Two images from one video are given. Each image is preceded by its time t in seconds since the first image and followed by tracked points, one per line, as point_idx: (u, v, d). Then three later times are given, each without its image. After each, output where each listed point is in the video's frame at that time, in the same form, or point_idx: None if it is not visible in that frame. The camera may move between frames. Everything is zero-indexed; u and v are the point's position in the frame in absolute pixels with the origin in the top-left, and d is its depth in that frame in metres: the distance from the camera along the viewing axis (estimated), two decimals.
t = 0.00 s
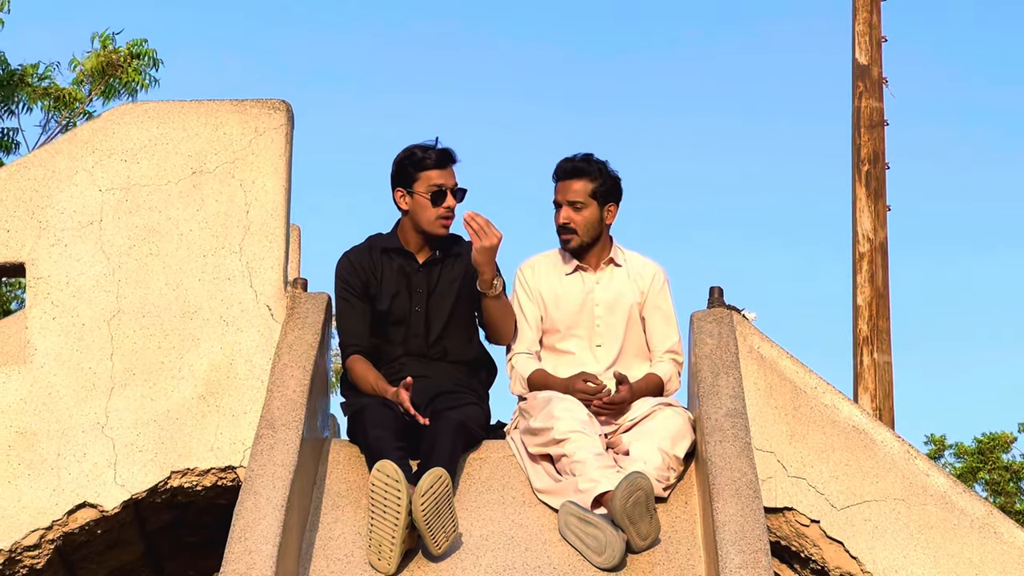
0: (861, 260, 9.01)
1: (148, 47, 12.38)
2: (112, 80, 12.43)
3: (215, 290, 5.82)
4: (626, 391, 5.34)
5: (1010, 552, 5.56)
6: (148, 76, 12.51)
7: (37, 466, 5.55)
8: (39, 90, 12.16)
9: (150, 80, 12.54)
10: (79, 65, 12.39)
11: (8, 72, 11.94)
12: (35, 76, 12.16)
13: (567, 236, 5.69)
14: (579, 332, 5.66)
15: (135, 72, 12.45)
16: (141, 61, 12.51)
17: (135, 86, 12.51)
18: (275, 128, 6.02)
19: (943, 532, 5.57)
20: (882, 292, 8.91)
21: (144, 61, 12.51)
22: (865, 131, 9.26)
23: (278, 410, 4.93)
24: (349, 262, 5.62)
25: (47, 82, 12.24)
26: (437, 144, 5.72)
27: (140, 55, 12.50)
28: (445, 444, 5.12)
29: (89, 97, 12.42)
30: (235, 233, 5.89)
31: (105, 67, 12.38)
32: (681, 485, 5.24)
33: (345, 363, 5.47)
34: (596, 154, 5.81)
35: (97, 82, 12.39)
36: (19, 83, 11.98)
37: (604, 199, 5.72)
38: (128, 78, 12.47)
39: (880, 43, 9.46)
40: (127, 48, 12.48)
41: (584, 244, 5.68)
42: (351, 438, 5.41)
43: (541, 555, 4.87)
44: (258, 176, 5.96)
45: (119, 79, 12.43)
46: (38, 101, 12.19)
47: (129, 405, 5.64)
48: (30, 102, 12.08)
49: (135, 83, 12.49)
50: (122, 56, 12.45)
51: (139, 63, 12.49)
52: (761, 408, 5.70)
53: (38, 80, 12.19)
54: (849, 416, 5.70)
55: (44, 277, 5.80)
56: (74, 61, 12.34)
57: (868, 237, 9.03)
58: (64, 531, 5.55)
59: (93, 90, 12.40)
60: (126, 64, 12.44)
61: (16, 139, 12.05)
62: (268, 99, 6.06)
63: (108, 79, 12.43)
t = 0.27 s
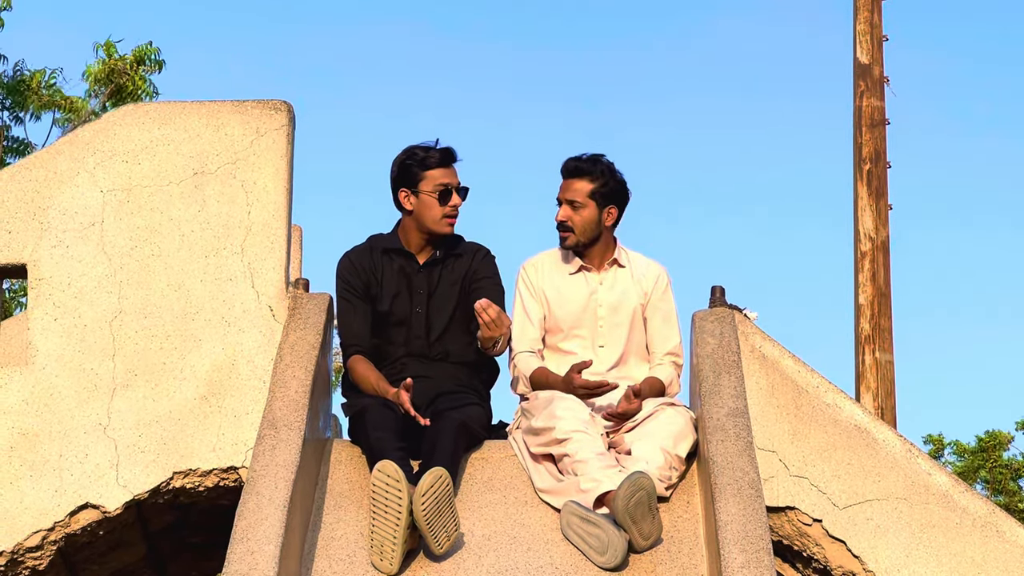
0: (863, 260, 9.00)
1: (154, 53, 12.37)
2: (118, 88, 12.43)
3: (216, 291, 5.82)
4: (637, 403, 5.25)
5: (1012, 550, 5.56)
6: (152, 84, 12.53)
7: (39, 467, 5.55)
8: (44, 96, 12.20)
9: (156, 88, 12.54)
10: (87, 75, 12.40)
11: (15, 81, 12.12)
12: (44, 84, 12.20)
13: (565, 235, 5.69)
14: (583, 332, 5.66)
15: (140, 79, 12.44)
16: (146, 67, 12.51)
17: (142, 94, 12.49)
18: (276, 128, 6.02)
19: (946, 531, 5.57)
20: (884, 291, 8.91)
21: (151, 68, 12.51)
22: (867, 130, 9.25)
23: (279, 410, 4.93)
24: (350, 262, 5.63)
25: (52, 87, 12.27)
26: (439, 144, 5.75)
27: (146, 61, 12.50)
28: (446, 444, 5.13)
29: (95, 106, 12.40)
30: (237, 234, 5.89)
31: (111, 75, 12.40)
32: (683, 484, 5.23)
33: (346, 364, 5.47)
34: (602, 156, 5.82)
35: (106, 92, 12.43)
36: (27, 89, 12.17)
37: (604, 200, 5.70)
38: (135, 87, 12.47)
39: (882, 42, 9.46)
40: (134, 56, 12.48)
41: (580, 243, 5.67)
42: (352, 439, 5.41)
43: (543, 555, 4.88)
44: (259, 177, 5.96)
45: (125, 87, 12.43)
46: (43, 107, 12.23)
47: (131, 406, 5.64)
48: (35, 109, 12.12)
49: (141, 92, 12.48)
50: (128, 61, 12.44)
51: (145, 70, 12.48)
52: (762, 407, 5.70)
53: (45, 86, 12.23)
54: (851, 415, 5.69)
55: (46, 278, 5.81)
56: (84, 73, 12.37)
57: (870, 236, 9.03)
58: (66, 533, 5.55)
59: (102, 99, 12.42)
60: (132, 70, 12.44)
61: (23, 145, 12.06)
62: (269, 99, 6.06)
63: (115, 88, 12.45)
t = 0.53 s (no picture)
0: (864, 258, 9.00)
1: (160, 59, 12.39)
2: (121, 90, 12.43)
3: (218, 290, 5.83)
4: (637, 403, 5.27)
5: (1014, 549, 5.56)
6: (158, 85, 12.51)
7: (42, 467, 5.56)
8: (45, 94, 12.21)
9: (160, 91, 12.53)
10: (92, 79, 12.41)
11: (16, 81, 12.10)
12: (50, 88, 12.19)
13: (562, 231, 5.70)
14: (583, 331, 5.66)
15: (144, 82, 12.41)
16: (152, 72, 12.52)
17: (146, 95, 12.49)
18: (278, 128, 6.02)
19: (948, 530, 5.57)
20: (885, 290, 8.91)
21: (156, 73, 12.51)
22: (867, 128, 9.25)
23: (282, 410, 4.94)
24: (352, 262, 5.63)
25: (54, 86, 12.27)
26: (439, 142, 5.76)
27: (150, 65, 12.51)
28: (449, 443, 5.13)
29: (97, 108, 12.37)
30: (239, 233, 5.89)
31: (117, 77, 12.42)
32: (685, 483, 5.24)
33: (348, 363, 5.47)
34: (603, 156, 5.86)
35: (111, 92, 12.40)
36: (26, 89, 12.14)
37: (601, 197, 5.72)
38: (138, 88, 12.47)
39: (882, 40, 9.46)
40: (138, 58, 12.49)
41: (577, 239, 5.67)
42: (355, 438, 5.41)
43: (545, 554, 4.88)
44: (261, 177, 5.96)
45: (130, 88, 12.42)
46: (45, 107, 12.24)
47: (133, 405, 5.65)
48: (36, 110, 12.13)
49: (145, 92, 12.45)
50: (132, 64, 12.45)
51: (150, 74, 12.49)
52: (765, 406, 5.70)
53: (47, 85, 12.22)
54: (853, 414, 5.69)
55: (48, 278, 5.81)
56: (87, 76, 12.37)
57: (871, 235, 9.03)
58: (69, 532, 5.56)
59: (105, 103, 12.36)
60: (134, 71, 12.45)
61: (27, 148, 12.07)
62: (271, 99, 6.06)
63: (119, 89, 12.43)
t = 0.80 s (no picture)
0: (865, 258, 9.00)
1: (154, 49, 12.38)
2: (117, 85, 12.44)
3: (221, 290, 5.82)
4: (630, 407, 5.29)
5: (1016, 549, 5.56)
6: (152, 76, 12.49)
7: (44, 468, 5.56)
8: (42, 90, 12.21)
9: (155, 83, 12.52)
10: (85, 70, 12.40)
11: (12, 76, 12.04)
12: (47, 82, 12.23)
13: (562, 230, 5.74)
14: (584, 332, 5.65)
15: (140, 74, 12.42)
16: (147, 62, 12.47)
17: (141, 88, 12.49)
18: (280, 128, 6.02)
19: (950, 530, 5.57)
20: (885, 289, 8.91)
21: (150, 63, 12.49)
22: (868, 128, 9.24)
23: (284, 410, 4.94)
24: (354, 262, 5.64)
25: (51, 82, 12.28)
26: (440, 141, 5.75)
27: (146, 55, 12.47)
28: (452, 443, 5.12)
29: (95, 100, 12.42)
30: (241, 233, 5.89)
31: (110, 69, 12.41)
32: (688, 484, 5.23)
33: (351, 363, 5.47)
34: (604, 154, 5.87)
35: (104, 85, 12.42)
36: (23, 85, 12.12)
37: (601, 194, 5.73)
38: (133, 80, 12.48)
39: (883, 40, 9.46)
40: (132, 50, 12.46)
41: (576, 237, 5.69)
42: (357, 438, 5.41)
43: (548, 555, 4.88)
44: (263, 177, 5.96)
45: (123, 82, 12.43)
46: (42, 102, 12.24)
47: (135, 406, 5.65)
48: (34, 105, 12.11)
49: (139, 84, 12.44)
50: (126, 56, 12.42)
51: (144, 64, 12.47)
52: (767, 406, 5.70)
53: (43, 80, 12.22)
54: (855, 414, 5.69)
55: (49, 279, 5.81)
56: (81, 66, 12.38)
57: (872, 234, 9.01)
58: (71, 533, 5.56)
59: (100, 96, 12.41)
60: (130, 64, 12.41)
61: (23, 144, 12.07)
62: (273, 99, 6.06)
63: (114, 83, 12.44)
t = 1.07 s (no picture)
0: (864, 257, 8.98)
1: (150, 43, 12.37)
2: (112, 78, 12.41)
3: (219, 289, 5.81)
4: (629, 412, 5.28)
5: (1017, 549, 5.54)
6: (147, 71, 12.51)
7: (41, 467, 5.54)
8: (38, 86, 12.18)
9: (147, 77, 12.52)
10: (77, 62, 12.38)
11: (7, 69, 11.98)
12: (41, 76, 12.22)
13: (561, 227, 5.72)
14: (584, 330, 5.64)
15: (135, 66, 12.45)
16: (139, 55, 12.53)
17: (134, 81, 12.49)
18: (278, 127, 6.00)
19: (951, 530, 5.55)
20: (885, 289, 8.90)
21: (144, 57, 12.49)
22: (868, 127, 9.22)
23: (283, 410, 4.92)
24: (353, 261, 5.63)
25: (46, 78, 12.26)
26: (437, 139, 5.72)
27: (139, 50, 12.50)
28: (451, 443, 5.11)
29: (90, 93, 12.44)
30: (240, 232, 5.88)
31: (105, 63, 12.39)
32: (688, 484, 5.22)
33: (350, 362, 5.46)
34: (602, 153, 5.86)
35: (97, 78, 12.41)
36: (17, 77, 12.02)
37: (600, 191, 5.72)
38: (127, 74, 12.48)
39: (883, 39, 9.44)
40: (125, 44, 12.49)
41: (575, 234, 5.68)
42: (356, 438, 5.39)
43: (547, 555, 4.86)
44: (262, 176, 5.94)
45: (118, 75, 12.42)
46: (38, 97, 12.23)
47: (133, 405, 5.63)
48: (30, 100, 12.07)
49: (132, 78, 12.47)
50: (118, 50, 12.44)
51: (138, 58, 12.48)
52: (767, 406, 5.68)
53: (37, 76, 12.19)
54: (855, 414, 5.68)
55: (47, 277, 5.79)
56: (73, 57, 12.35)
57: (871, 233, 9.00)
58: (68, 532, 5.54)
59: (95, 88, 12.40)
60: (124, 58, 12.44)
61: (17, 136, 12.07)
62: (271, 98, 6.04)
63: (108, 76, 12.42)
